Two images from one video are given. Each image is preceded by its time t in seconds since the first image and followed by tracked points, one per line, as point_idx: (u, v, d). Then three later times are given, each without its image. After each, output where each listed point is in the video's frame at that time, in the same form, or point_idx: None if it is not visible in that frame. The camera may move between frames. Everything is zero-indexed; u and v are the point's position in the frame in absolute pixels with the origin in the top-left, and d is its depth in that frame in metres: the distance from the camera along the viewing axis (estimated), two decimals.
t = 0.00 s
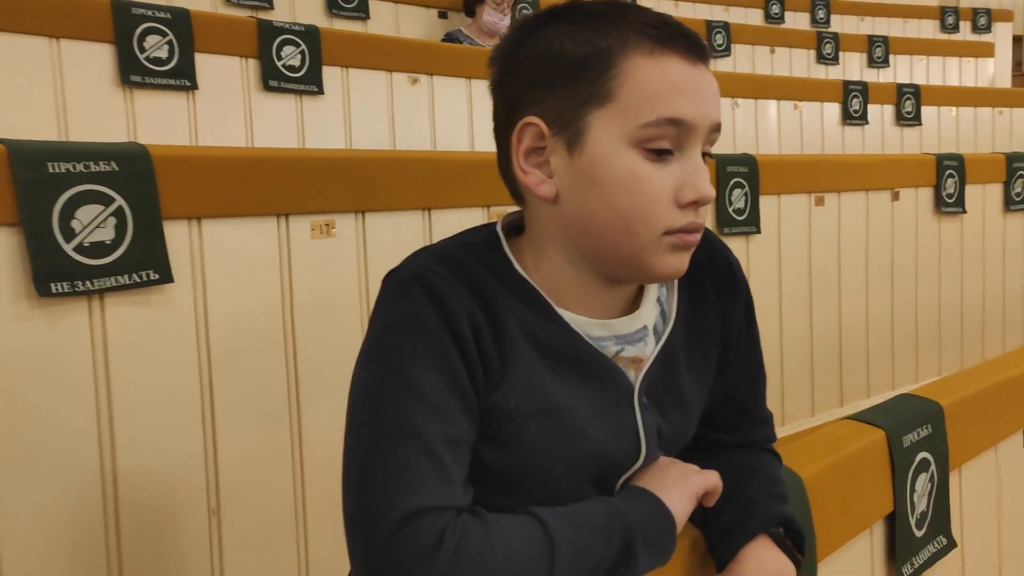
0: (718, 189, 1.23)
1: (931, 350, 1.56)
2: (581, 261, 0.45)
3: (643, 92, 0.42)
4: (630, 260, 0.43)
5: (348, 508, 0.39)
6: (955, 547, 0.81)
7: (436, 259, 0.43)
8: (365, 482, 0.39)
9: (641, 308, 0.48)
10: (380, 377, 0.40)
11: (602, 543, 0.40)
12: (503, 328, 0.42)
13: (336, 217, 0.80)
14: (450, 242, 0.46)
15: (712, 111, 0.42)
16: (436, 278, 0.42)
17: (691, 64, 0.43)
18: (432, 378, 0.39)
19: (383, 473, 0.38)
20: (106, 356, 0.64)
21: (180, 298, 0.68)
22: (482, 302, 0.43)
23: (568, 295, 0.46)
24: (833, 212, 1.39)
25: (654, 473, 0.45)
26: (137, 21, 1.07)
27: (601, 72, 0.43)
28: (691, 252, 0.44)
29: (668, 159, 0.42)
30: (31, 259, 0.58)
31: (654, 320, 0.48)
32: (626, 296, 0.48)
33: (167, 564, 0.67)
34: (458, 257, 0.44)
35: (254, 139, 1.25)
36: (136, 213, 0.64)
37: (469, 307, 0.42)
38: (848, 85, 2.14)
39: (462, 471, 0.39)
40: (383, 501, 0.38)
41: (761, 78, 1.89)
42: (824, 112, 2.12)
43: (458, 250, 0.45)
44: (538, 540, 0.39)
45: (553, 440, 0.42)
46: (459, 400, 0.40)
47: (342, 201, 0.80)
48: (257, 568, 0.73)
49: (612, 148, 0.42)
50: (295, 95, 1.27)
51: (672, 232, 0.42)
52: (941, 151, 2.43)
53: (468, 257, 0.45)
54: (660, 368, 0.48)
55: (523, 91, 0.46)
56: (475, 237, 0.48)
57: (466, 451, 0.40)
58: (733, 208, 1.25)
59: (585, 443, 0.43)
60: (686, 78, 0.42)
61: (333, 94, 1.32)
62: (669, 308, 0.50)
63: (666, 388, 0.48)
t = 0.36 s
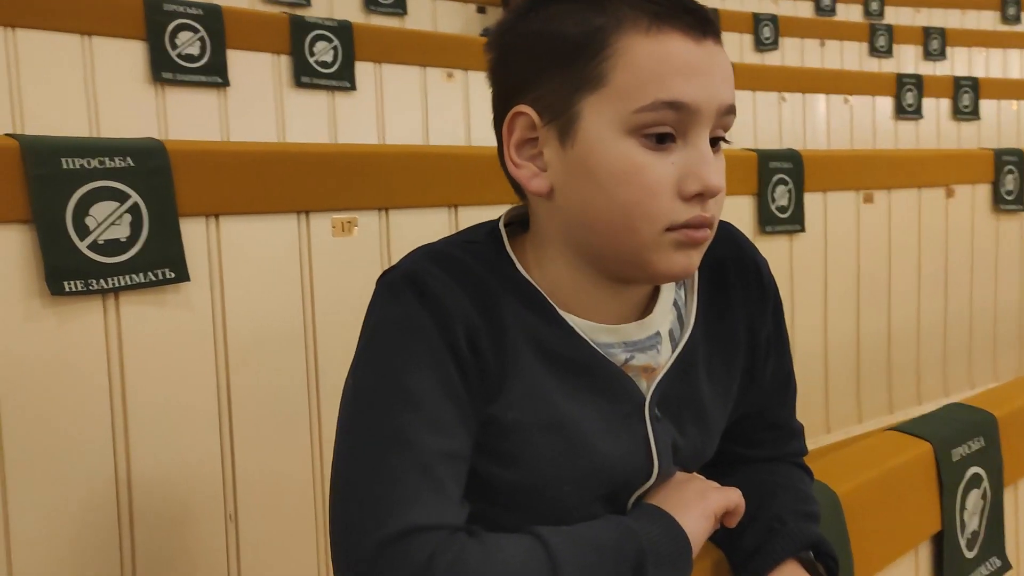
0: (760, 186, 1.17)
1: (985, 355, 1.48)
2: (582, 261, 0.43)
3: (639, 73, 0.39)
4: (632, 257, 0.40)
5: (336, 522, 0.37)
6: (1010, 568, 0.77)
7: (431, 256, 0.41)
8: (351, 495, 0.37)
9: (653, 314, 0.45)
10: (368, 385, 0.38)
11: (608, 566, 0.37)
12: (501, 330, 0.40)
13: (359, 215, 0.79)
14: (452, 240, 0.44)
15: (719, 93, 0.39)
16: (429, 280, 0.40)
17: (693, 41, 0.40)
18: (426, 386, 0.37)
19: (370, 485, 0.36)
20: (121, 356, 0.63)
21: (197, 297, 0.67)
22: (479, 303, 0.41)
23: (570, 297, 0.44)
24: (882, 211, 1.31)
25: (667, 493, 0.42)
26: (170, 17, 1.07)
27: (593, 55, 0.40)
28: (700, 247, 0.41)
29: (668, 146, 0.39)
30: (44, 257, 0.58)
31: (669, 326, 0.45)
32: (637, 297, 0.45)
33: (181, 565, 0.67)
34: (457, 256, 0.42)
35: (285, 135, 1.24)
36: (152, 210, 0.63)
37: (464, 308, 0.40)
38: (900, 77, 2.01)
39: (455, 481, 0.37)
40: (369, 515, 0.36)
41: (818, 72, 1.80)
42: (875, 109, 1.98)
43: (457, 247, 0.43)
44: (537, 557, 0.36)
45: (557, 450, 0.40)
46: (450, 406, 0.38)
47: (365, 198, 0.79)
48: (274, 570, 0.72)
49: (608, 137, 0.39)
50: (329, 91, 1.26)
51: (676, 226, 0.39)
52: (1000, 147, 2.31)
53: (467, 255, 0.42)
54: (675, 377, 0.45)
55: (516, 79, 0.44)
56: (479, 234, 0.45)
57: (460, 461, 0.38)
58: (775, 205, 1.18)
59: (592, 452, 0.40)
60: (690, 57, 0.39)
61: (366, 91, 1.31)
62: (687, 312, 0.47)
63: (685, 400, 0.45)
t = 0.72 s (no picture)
0: (803, 185, 1.09)
1: None
2: (563, 271, 0.43)
3: (601, 65, 0.39)
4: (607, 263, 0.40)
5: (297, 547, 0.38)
6: None
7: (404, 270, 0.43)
8: (316, 525, 0.37)
9: (648, 330, 0.45)
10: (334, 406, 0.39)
11: None
12: (473, 349, 0.41)
13: (376, 216, 0.77)
14: (431, 250, 0.45)
15: (692, 79, 0.39)
16: (400, 295, 0.41)
17: (667, 26, 0.40)
18: (401, 409, 0.38)
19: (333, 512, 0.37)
20: (129, 361, 0.63)
21: (208, 301, 0.67)
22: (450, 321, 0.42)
23: (552, 308, 0.44)
24: (936, 212, 1.23)
25: (659, 525, 0.43)
26: (202, 18, 1.06)
27: (565, 45, 0.41)
28: (681, 253, 0.40)
29: (639, 143, 0.39)
30: (51, 262, 0.58)
31: (664, 344, 0.46)
32: (630, 313, 0.45)
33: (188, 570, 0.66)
34: (433, 266, 0.43)
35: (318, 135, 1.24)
36: (160, 214, 0.63)
37: (435, 325, 0.41)
38: (962, 70, 1.75)
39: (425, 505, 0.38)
40: (332, 543, 0.36)
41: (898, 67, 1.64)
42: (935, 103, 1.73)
43: (434, 257, 0.44)
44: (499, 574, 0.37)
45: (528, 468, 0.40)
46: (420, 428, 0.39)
47: (383, 202, 0.77)
48: None
49: (574, 136, 0.40)
50: (361, 90, 1.26)
51: (650, 231, 0.39)
52: None
53: (444, 266, 0.44)
54: (671, 400, 0.45)
55: (492, 84, 0.46)
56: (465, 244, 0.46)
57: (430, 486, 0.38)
58: (820, 206, 1.10)
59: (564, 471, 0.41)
60: (658, 45, 0.39)
61: (398, 86, 1.30)
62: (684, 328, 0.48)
63: (679, 422, 0.45)
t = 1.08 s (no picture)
0: (835, 180, 1.04)
1: None
2: (521, 273, 0.43)
3: (553, 51, 0.40)
4: (556, 259, 0.40)
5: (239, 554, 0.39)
6: None
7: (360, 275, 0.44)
8: (260, 535, 0.38)
9: (617, 345, 0.45)
10: (284, 414, 0.40)
11: None
12: (426, 355, 0.42)
13: (383, 214, 0.76)
14: (391, 252, 0.46)
15: (645, 68, 0.39)
16: (351, 301, 0.42)
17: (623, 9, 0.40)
18: (347, 422, 0.40)
19: (275, 522, 0.38)
20: (128, 359, 0.63)
21: (208, 300, 0.66)
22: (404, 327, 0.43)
23: (512, 312, 0.44)
24: (979, 206, 1.17)
25: (629, 546, 0.45)
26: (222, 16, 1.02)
27: (518, 31, 0.41)
28: (634, 250, 0.39)
29: (592, 130, 0.39)
30: (46, 259, 0.58)
31: (635, 361, 0.46)
32: (602, 324, 0.45)
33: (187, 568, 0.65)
34: (391, 271, 0.44)
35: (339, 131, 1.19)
36: (158, 211, 0.62)
37: (389, 329, 0.42)
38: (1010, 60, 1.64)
39: (364, 517, 0.39)
40: (272, 552, 0.38)
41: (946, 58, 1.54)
42: (983, 96, 1.63)
43: (394, 260, 0.45)
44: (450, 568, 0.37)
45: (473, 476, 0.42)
46: (366, 438, 0.40)
47: (390, 199, 0.76)
48: None
49: (522, 128, 0.40)
50: (384, 86, 1.22)
51: (599, 226, 0.39)
52: None
53: (402, 270, 0.45)
54: (642, 419, 0.45)
55: (448, 74, 0.46)
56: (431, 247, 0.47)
57: (371, 497, 0.39)
58: (853, 201, 1.04)
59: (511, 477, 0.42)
60: (610, 30, 0.39)
61: (421, 83, 1.26)
62: (662, 344, 0.48)
63: (656, 445, 0.46)
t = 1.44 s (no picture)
0: (864, 183, 1.00)
1: None
2: (466, 259, 0.43)
3: (464, 33, 0.40)
4: (489, 239, 0.39)
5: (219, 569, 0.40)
6: None
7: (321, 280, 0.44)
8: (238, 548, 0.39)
9: (588, 331, 0.44)
10: (252, 423, 0.41)
11: None
12: (384, 351, 0.42)
13: (398, 217, 0.75)
14: (361, 255, 0.47)
15: (556, 38, 0.39)
16: (312, 305, 0.42)
17: None
18: (310, 428, 0.40)
19: (253, 534, 0.39)
20: (140, 363, 0.62)
21: (222, 302, 0.66)
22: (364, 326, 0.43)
23: (469, 297, 0.44)
24: (1015, 209, 1.13)
25: (622, 545, 0.44)
26: (245, 19, 0.98)
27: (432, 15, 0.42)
28: (564, 221, 0.39)
29: (511, 106, 0.39)
30: (57, 262, 0.57)
31: (608, 347, 0.45)
32: (560, 305, 0.45)
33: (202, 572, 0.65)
34: (355, 274, 0.45)
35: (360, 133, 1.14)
36: (171, 214, 0.62)
37: (346, 328, 0.42)
38: None
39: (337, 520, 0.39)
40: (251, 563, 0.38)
41: (987, 56, 1.48)
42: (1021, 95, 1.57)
43: (360, 264, 0.45)
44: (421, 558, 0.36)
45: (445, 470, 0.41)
46: (328, 440, 0.40)
47: (405, 200, 0.75)
48: None
49: (444, 113, 0.40)
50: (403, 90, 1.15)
51: (525, 200, 0.38)
52: None
53: (369, 273, 0.45)
54: (621, 406, 0.44)
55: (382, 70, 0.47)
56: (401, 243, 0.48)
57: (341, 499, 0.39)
58: (882, 204, 1.01)
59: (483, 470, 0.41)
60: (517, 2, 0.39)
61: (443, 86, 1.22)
62: (636, 329, 0.46)
63: (636, 436, 0.45)
